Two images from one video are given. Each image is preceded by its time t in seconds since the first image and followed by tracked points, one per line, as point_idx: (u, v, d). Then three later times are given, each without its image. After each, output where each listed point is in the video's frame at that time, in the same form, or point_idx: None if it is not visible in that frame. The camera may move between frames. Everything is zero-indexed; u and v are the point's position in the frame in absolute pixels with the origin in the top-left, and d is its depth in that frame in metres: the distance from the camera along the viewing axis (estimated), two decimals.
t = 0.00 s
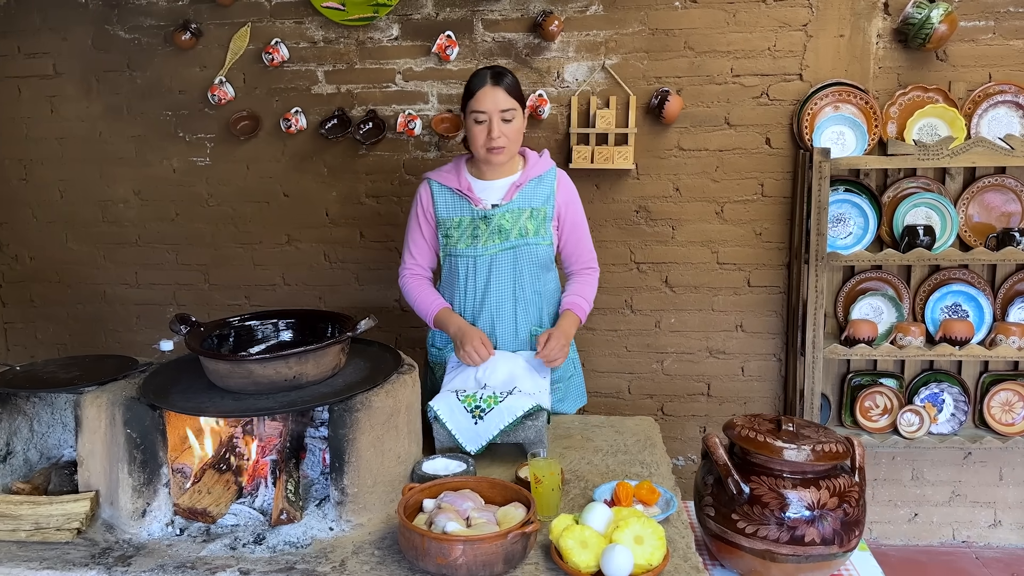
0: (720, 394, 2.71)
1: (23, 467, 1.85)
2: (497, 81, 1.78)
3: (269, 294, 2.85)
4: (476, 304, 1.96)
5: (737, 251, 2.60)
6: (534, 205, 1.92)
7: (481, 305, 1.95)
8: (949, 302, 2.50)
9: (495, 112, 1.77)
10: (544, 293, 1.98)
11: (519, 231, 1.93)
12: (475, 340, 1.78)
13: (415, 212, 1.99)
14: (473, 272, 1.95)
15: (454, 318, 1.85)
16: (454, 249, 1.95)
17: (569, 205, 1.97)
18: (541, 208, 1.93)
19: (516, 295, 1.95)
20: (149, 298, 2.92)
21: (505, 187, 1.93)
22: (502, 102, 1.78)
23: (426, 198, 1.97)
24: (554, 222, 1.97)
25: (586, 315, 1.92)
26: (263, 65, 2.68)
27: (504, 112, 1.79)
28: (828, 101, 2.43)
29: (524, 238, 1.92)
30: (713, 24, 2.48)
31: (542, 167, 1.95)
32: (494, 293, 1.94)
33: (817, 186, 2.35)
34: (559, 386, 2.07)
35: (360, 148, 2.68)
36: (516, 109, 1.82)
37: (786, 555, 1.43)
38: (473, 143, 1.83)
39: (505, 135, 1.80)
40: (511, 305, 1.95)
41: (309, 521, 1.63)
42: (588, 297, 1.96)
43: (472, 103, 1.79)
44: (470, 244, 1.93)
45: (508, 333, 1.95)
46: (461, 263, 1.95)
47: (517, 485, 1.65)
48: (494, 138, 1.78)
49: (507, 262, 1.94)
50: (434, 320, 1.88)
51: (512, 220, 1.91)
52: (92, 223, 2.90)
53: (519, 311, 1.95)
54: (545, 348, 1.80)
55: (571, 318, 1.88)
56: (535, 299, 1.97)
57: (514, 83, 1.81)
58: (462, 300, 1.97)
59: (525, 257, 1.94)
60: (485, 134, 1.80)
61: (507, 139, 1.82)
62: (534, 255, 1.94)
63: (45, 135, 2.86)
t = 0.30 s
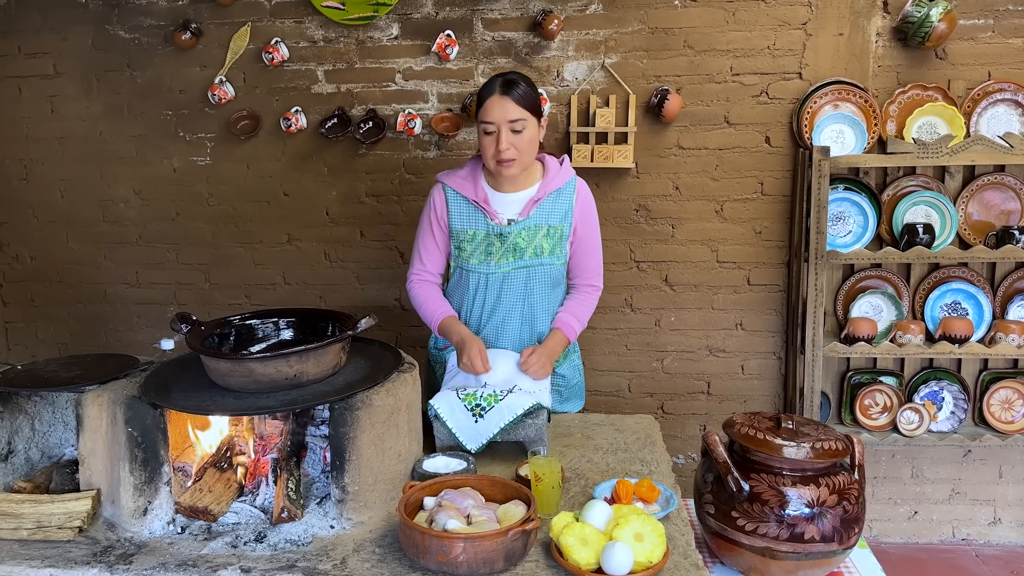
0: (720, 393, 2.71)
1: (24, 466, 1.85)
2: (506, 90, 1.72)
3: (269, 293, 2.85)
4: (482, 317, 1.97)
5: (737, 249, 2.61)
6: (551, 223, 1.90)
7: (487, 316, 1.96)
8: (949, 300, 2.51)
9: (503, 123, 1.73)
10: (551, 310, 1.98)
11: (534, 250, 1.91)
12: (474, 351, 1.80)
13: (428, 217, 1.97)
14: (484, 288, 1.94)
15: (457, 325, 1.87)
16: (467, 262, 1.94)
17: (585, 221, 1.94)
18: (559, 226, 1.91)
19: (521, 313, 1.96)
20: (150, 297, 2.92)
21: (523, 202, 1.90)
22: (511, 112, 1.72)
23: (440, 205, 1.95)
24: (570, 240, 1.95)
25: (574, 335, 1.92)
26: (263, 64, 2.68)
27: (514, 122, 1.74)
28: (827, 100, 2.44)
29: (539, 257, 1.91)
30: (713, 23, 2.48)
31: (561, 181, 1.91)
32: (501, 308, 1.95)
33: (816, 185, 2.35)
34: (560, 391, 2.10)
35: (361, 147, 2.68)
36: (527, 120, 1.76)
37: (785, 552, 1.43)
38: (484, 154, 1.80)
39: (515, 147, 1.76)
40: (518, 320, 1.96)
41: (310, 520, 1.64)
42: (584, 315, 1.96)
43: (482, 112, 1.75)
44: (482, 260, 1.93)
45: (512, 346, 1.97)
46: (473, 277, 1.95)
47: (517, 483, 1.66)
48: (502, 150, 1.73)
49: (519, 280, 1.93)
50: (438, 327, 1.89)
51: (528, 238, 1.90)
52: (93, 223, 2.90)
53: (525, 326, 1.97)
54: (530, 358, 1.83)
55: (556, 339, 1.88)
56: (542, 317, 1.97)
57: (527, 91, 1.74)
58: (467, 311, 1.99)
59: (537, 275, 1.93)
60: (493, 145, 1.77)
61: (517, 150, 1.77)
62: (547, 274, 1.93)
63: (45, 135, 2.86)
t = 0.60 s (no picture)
0: (720, 391, 2.72)
1: (26, 464, 1.86)
2: (521, 104, 1.64)
3: (270, 291, 2.86)
4: (488, 325, 1.99)
5: (737, 248, 2.61)
6: (562, 236, 1.90)
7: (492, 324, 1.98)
8: (948, 298, 2.51)
9: (518, 139, 1.65)
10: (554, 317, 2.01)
11: (545, 265, 1.91)
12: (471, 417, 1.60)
13: (438, 233, 1.84)
14: (494, 303, 1.94)
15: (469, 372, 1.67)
16: (478, 279, 1.91)
17: (592, 230, 1.94)
18: (569, 238, 1.91)
19: (528, 322, 1.97)
20: (150, 295, 2.92)
21: (535, 217, 1.86)
22: (526, 128, 1.65)
23: (451, 221, 1.84)
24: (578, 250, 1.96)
25: (570, 338, 1.97)
26: (264, 63, 2.68)
27: (528, 139, 1.66)
28: (828, 98, 2.44)
29: (550, 272, 1.92)
30: (713, 21, 2.48)
31: (571, 191, 1.89)
32: (509, 320, 1.96)
33: (816, 183, 2.35)
34: (560, 390, 2.10)
35: (361, 145, 2.68)
36: (541, 135, 1.68)
37: (786, 550, 1.44)
38: (495, 170, 1.71)
39: (528, 163, 1.68)
40: (522, 329, 1.98)
41: (311, 517, 1.64)
42: (580, 319, 1.99)
43: (494, 127, 1.67)
44: (495, 278, 1.91)
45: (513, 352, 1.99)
46: (483, 292, 1.93)
47: (518, 480, 1.66)
48: (515, 166, 1.65)
49: (530, 294, 1.94)
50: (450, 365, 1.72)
51: (540, 255, 1.89)
52: (93, 221, 2.90)
53: (531, 335, 1.98)
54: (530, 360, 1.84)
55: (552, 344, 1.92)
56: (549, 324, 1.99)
57: (541, 105, 1.66)
58: (474, 320, 2.00)
59: (547, 288, 1.94)
60: (506, 161, 1.68)
61: (530, 167, 1.69)
62: (557, 286, 1.95)
63: (45, 133, 2.86)
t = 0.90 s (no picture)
0: (720, 390, 2.72)
1: (26, 462, 1.86)
2: (524, 110, 1.63)
3: (270, 289, 2.85)
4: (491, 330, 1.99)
5: (738, 246, 2.61)
6: (566, 241, 1.90)
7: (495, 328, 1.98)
8: (948, 297, 2.51)
9: (522, 145, 1.63)
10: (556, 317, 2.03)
11: (551, 271, 1.92)
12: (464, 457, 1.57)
13: (447, 247, 1.77)
14: (501, 310, 1.94)
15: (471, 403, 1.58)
16: (486, 289, 1.90)
17: (594, 231, 1.96)
18: (572, 242, 1.91)
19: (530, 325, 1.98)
20: (150, 293, 2.92)
21: (540, 224, 1.85)
22: (530, 134, 1.63)
23: (459, 233, 1.78)
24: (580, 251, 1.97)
25: (570, 337, 1.99)
26: (264, 61, 2.68)
27: (532, 145, 1.64)
28: (828, 97, 2.44)
29: (555, 277, 1.93)
30: (714, 20, 2.48)
31: (572, 195, 1.88)
32: (515, 325, 1.97)
33: (817, 182, 2.35)
34: (560, 388, 2.09)
35: (361, 143, 2.68)
36: (545, 142, 1.66)
37: (785, 549, 1.44)
38: (499, 178, 1.69)
39: (533, 170, 1.65)
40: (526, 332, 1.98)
41: (311, 515, 1.64)
42: (580, 317, 2.02)
43: (498, 134, 1.65)
44: (502, 287, 1.89)
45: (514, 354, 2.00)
46: (490, 301, 1.92)
47: (518, 479, 1.66)
48: (520, 173, 1.63)
49: (536, 300, 1.94)
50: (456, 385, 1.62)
51: (546, 261, 1.89)
52: (94, 218, 2.90)
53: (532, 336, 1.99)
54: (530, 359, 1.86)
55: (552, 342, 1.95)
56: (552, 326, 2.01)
57: (544, 111, 1.66)
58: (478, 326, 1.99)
59: (553, 293, 1.95)
60: (510, 168, 1.66)
61: (535, 173, 1.67)
62: (562, 290, 1.97)
63: (46, 131, 2.86)
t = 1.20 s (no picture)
0: (719, 389, 2.71)
1: (24, 459, 1.86)
2: (522, 119, 1.60)
3: (269, 287, 2.85)
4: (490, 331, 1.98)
5: (737, 246, 2.60)
6: (566, 243, 1.89)
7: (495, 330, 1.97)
8: (948, 297, 2.51)
9: (519, 154, 1.62)
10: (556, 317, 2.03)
11: (552, 273, 1.91)
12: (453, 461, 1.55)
13: (447, 251, 1.75)
14: (501, 313, 1.93)
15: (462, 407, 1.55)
16: (486, 292, 1.89)
17: (594, 232, 1.95)
18: (572, 244, 1.91)
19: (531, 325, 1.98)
20: (149, 290, 2.92)
21: (540, 227, 1.84)
22: (528, 143, 1.62)
23: (459, 237, 1.76)
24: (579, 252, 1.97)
25: (570, 337, 2.00)
26: (264, 58, 2.67)
27: (531, 153, 1.63)
28: (828, 97, 2.43)
29: (556, 278, 1.92)
30: (714, 18, 2.47)
31: (572, 197, 1.87)
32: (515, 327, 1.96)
33: (818, 181, 2.35)
34: (559, 387, 2.08)
35: (361, 141, 2.67)
36: (543, 149, 1.65)
37: (784, 549, 1.44)
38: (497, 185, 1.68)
39: (531, 178, 1.65)
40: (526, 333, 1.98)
41: (309, 514, 1.64)
42: (580, 317, 2.02)
43: (495, 142, 1.64)
44: (503, 291, 1.88)
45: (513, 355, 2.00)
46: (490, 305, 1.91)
47: (517, 478, 1.66)
48: (518, 183, 1.62)
49: (535, 302, 1.93)
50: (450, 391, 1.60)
51: (546, 264, 1.88)
52: (92, 215, 2.90)
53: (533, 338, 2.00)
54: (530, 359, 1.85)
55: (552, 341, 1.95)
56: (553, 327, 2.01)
57: (542, 118, 1.63)
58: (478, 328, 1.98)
59: (553, 295, 1.95)
60: (509, 177, 1.65)
61: (533, 181, 1.67)
62: (562, 291, 1.96)
63: (44, 127, 2.85)
